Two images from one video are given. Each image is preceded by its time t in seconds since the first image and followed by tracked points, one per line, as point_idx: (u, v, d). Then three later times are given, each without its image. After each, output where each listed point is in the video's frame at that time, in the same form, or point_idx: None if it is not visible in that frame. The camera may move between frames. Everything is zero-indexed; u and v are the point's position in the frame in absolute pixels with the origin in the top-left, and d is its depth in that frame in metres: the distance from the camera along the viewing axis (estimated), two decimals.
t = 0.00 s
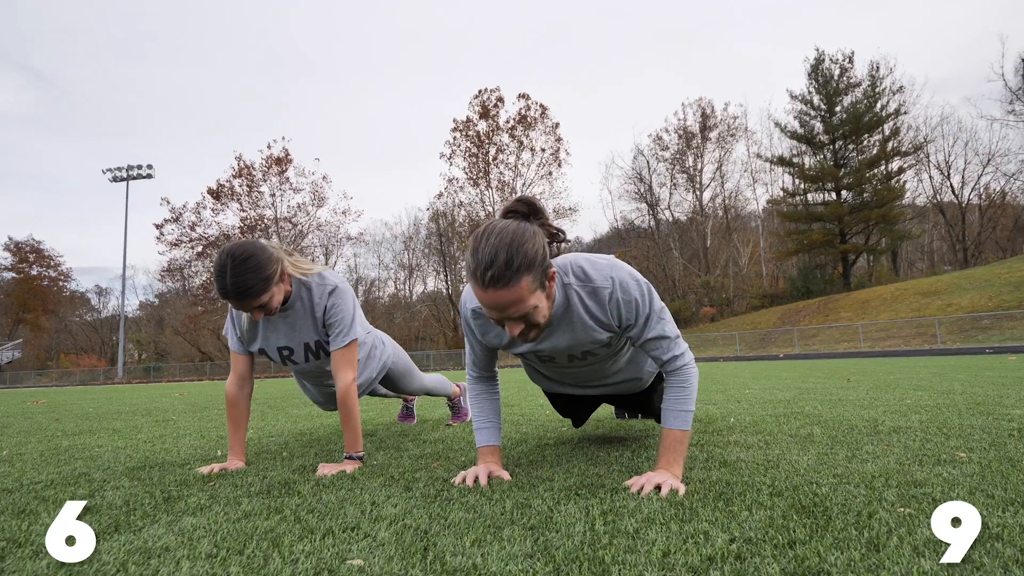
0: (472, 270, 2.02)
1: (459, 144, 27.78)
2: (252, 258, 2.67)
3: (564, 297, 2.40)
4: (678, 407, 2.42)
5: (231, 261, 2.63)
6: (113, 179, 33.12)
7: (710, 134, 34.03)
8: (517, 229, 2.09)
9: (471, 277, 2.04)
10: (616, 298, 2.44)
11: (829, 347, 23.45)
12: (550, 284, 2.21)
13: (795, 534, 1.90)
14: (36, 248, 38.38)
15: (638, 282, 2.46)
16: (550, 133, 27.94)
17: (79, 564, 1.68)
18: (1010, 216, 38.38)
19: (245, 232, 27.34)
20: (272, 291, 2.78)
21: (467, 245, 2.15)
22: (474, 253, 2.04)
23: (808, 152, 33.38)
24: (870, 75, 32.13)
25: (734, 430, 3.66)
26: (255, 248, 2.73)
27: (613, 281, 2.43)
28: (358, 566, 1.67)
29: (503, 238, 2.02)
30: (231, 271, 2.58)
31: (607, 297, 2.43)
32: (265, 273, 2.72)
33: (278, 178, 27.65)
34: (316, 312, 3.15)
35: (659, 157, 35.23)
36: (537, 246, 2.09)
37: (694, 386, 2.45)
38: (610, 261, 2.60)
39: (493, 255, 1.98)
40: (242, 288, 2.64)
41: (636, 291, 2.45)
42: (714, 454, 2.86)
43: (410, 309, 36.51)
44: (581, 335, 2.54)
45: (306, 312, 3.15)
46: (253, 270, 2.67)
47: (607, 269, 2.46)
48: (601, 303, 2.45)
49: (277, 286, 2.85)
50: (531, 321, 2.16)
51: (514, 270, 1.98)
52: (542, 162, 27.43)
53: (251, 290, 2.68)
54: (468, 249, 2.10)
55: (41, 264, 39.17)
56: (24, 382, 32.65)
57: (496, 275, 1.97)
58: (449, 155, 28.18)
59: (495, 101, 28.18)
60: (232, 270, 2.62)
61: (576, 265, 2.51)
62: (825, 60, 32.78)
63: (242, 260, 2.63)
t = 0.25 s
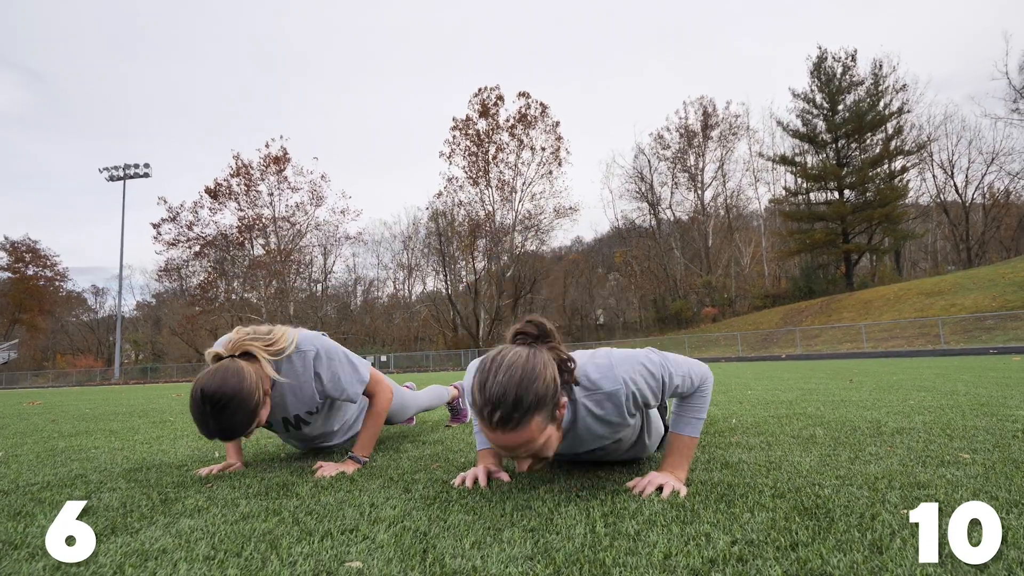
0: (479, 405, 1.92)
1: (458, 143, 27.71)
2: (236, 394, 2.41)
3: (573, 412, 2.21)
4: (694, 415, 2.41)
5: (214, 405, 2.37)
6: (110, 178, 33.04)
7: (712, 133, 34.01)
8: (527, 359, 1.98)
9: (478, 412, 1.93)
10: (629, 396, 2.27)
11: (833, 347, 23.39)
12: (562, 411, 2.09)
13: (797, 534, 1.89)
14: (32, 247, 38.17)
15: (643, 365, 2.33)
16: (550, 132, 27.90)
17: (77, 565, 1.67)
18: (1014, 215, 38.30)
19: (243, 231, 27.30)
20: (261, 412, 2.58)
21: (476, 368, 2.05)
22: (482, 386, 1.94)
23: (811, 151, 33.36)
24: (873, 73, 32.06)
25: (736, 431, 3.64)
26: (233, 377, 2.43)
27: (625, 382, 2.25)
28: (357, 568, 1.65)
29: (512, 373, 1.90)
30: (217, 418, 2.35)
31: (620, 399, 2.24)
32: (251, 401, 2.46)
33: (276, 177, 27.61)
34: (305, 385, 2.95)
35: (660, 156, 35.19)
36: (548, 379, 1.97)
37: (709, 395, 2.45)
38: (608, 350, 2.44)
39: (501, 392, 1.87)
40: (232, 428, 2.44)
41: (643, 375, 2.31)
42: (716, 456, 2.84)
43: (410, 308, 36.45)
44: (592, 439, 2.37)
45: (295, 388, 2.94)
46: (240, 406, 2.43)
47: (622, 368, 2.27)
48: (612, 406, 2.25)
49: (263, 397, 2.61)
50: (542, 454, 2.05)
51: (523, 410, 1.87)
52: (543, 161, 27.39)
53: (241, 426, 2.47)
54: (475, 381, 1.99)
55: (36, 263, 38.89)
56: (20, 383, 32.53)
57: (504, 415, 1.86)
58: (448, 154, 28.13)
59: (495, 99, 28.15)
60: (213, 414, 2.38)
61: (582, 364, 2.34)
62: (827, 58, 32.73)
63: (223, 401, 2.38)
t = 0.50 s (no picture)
0: (479, 435, 1.82)
1: (458, 142, 27.71)
2: (231, 387, 2.37)
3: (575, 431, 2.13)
4: (698, 417, 2.37)
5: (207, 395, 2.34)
6: (106, 176, 32.94)
7: (713, 131, 33.99)
8: (526, 388, 1.89)
9: (477, 441, 1.85)
10: (633, 416, 2.18)
11: (835, 348, 23.37)
12: (563, 439, 2.00)
13: (799, 537, 1.87)
14: (28, 247, 37.92)
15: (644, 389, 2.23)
16: (550, 131, 27.88)
17: (71, 568, 1.66)
18: (1017, 215, 38.28)
19: (241, 231, 27.23)
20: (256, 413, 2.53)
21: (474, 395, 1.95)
22: (481, 417, 1.84)
23: (813, 150, 33.34)
24: (876, 71, 32.04)
25: (738, 433, 3.62)
26: (234, 373, 2.41)
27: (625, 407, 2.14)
28: (355, 570, 1.64)
29: (512, 402, 1.80)
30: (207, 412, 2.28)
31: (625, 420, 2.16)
32: (247, 397, 2.43)
33: (273, 176, 27.59)
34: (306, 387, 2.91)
35: (661, 155, 35.18)
36: (548, 407, 1.87)
37: (716, 399, 2.40)
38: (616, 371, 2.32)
39: (501, 424, 1.78)
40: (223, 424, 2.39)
41: (648, 396, 2.23)
42: (717, 457, 2.82)
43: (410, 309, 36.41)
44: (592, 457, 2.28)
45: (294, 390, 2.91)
46: (234, 399, 2.39)
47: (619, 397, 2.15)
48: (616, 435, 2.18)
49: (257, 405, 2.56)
50: (543, 480, 1.97)
51: (523, 443, 1.79)
52: (543, 159, 27.38)
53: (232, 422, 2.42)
54: (474, 410, 1.91)
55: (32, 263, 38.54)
56: (16, 383, 32.48)
57: (504, 445, 1.78)
58: (447, 154, 28.12)
59: (495, 98, 28.14)
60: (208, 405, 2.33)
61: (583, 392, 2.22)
62: (830, 57, 32.72)
63: (219, 391, 2.34)
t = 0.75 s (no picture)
0: (473, 373, 1.92)
1: (458, 141, 27.70)
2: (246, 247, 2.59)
3: (569, 384, 2.19)
4: (698, 417, 2.40)
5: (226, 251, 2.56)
6: (104, 176, 32.92)
7: (715, 130, 33.98)
8: (520, 329, 2.00)
9: (471, 380, 1.94)
10: (628, 373, 2.27)
11: (838, 349, 23.36)
12: (556, 383, 2.10)
13: (802, 539, 1.85)
14: (24, 246, 38.00)
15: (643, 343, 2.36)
16: (550, 129, 27.85)
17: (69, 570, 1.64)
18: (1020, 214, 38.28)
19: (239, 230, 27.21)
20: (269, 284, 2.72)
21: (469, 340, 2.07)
22: (476, 354, 1.95)
23: (815, 149, 33.33)
24: (879, 69, 32.03)
25: (739, 433, 3.61)
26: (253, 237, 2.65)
27: (621, 357, 2.27)
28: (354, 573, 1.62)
29: (505, 341, 1.93)
30: (229, 259, 2.51)
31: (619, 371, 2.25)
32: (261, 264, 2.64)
33: (272, 175, 27.59)
34: (314, 310, 3.08)
35: (663, 153, 35.16)
36: (543, 349, 2.00)
37: (715, 396, 2.47)
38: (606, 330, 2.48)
39: (495, 359, 1.89)
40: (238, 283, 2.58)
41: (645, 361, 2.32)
42: (719, 459, 2.80)
43: (410, 309, 36.40)
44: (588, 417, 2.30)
45: (304, 309, 3.09)
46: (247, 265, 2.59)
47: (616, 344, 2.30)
48: (613, 379, 2.25)
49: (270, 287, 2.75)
50: (535, 425, 2.05)
51: (516, 377, 1.88)
52: (544, 158, 27.36)
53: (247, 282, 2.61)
54: (470, 350, 2.02)
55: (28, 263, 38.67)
56: (12, 384, 32.50)
57: (497, 381, 1.88)
58: (447, 153, 28.12)
59: (495, 96, 28.11)
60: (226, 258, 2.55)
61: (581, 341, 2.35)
62: (833, 55, 32.68)
63: (240, 247, 2.56)
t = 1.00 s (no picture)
0: (468, 285, 2.00)
1: (457, 140, 27.67)
2: (235, 357, 2.50)
3: (566, 306, 2.38)
4: (695, 417, 2.38)
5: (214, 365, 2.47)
6: (100, 175, 32.91)
7: (717, 129, 33.97)
8: (513, 242, 2.06)
9: (467, 292, 2.01)
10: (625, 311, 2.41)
11: (840, 349, 23.34)
12: (548, 296, 2.18)
13: (804, 542, 1.84)
14: (20, 246, 37.92)
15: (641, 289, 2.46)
16: (551, 128, 27.82)
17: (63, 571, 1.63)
18: None
19: (237, 230, 27.19)
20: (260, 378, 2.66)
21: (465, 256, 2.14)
22: (470, 266, 2.02)
23: (818, 148, 33.29)
24: (882, 68, 31.98)
25: (741, 434, 3.59)
26: (235, 338, 2.53)
27: (625, 289, 2.41)
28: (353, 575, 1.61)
29: (499, 254, 1.98)
30: (217, 378, 2.44)
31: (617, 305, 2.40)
32: (251, 363, 2.56)
33: (270, 174, 27.57)
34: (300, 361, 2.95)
35: (664, 152, 35.14)
36: (536, 260, 2.05)
37: (710, 387, 2.46)
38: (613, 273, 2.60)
39: (489, 270, 1.96)
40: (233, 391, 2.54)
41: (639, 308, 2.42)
42: (720, 460, 2.79)
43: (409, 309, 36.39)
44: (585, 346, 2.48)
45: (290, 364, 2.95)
46: (239, 369, 2.52)
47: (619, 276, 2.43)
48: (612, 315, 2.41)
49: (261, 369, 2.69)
50: (529, 336, 2.14)
51: (509, 288, 1.95)
52: (544, 157, 27.35)
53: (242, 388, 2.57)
54: (465, 264, 2.08)
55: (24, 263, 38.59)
56: (8, 385, 32.46)
57: (492, 290, 1.95)
58: (446, 152, 28.08)
59: (495, 95, 28.08)
60: (216, 373, 2.47)
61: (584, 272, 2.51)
62: (835, 53, 32.64)
63: (227, 360, 2.47)
